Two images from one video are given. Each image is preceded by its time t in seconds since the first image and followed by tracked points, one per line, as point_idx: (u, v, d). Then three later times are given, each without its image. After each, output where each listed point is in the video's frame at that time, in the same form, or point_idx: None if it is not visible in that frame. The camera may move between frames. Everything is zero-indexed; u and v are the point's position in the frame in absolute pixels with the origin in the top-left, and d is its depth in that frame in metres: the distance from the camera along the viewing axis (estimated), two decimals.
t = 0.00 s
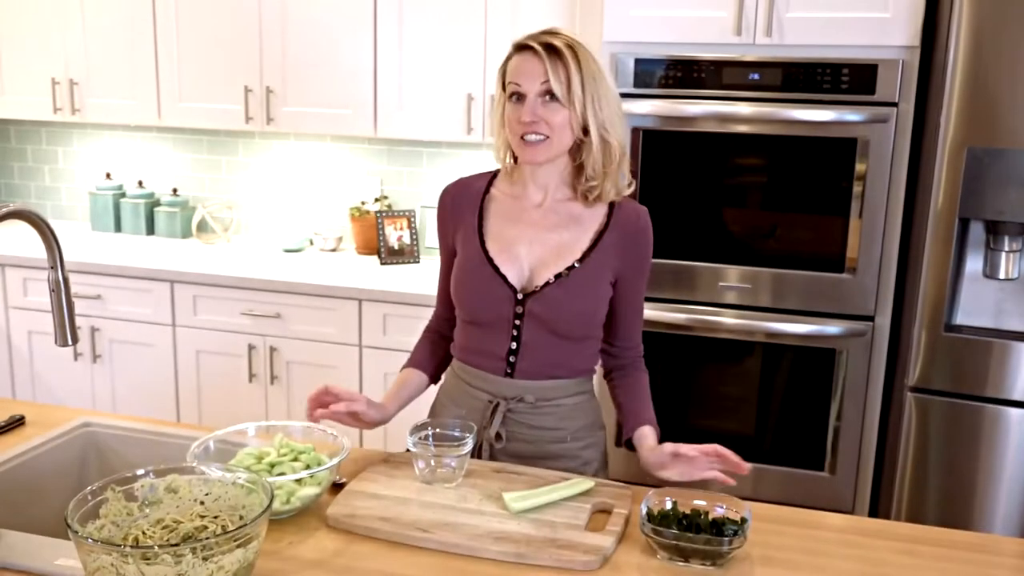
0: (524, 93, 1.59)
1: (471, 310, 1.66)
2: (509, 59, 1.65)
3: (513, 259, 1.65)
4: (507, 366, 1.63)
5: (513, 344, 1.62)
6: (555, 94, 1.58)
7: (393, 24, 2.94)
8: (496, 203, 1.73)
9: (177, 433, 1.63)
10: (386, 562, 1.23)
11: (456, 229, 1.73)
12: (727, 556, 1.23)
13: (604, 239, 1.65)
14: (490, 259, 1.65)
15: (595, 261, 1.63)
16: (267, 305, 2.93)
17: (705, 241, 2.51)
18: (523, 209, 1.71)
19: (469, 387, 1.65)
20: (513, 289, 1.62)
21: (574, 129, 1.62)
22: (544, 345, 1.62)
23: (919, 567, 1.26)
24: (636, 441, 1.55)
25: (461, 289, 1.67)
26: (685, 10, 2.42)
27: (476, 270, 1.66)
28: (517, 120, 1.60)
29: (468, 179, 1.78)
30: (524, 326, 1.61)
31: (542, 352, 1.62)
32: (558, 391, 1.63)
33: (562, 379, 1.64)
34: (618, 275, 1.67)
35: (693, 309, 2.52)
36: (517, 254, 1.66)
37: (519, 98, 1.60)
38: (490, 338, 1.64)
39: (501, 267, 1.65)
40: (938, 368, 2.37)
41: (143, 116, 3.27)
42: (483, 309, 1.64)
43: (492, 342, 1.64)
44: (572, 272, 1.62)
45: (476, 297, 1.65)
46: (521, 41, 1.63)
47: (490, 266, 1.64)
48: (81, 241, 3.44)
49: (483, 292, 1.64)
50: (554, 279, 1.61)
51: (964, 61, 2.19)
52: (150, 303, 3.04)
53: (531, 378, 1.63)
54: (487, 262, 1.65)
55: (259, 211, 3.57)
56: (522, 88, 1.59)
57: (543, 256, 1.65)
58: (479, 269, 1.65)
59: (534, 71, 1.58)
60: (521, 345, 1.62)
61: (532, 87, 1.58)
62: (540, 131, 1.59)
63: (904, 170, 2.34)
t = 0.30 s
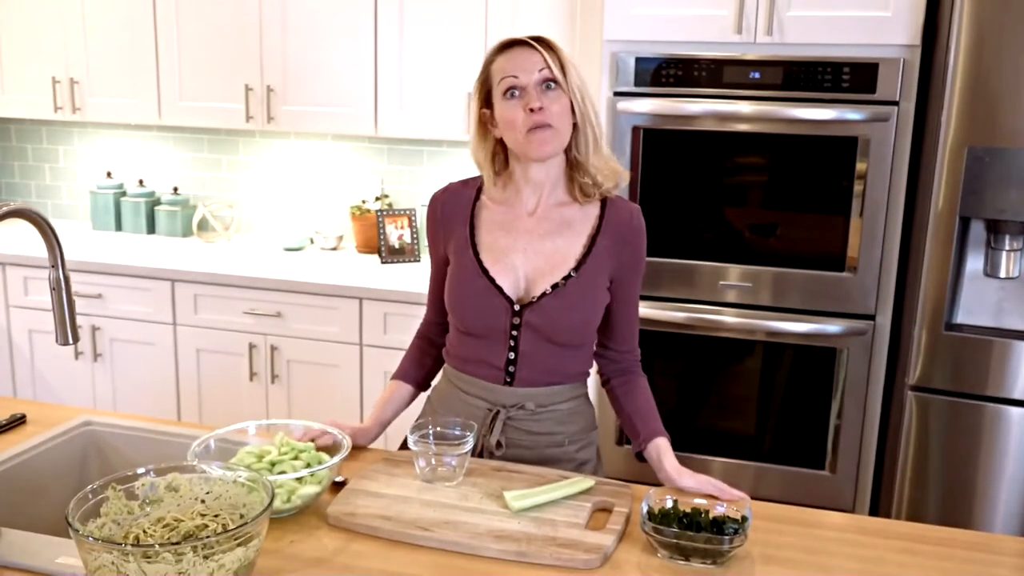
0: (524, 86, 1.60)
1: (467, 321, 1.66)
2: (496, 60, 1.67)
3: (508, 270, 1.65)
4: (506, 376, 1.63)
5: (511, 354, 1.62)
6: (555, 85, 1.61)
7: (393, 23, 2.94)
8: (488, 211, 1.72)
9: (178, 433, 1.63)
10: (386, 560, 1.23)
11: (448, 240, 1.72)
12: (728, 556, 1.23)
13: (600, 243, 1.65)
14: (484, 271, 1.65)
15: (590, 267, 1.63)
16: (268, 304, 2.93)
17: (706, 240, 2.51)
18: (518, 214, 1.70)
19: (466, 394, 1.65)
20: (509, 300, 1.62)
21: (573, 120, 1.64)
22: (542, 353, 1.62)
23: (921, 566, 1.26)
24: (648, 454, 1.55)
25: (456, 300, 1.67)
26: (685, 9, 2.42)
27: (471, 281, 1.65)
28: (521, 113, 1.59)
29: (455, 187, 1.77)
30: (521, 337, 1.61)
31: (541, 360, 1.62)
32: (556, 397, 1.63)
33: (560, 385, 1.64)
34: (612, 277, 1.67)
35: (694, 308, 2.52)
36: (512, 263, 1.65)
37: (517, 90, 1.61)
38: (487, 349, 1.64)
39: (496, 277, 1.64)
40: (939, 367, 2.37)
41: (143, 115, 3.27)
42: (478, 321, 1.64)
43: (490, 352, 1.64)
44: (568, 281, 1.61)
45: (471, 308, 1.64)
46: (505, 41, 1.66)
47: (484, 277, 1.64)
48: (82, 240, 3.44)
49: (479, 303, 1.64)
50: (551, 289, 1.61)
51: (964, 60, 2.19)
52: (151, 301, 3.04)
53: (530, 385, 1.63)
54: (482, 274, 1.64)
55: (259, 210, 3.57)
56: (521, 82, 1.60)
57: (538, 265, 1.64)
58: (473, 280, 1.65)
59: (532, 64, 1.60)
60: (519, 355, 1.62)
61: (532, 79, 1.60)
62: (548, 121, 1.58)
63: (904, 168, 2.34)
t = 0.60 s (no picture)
0: (518, 94, 1.60)
1: (472, 332, 1.65)
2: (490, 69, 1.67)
3: (514, 280, 1.64)
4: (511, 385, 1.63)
5: (518, 363, 1.62)
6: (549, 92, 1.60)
7: (395, 23, 2.94)
8: (490, 219, 1.71)
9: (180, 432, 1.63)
10: (389, 560, 1.24)
11: (449, 249, 1.71)
12: (730, 555, 1.23)
13: (604, 249, 1.65)
14: (490, 282, 1.64)
15: (596, 273, 1.63)
16: (270, 304, 2.93)
17: (708, 239, 2.51)
18: (520, 222, 1.70)
19: (471, 403, 1.65)
20: (517, 311, 1.61)
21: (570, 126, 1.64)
22: (548, 362, 1.63)
23: (923, 565, 1.26)
24: (648, 454, 1.56)
25: (460, 310, 1.66)
26: (687, 8, 2.42)
27: (476, 292, 1.64)
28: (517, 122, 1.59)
29: (455, 194, 1.76)
30: (528, 347, 1.61)
31: (546, 369, 1.63)
32: (559, 404, 1.64)
33: (564, 391, 1.65)
34: (615, 280, 1.68)
35: (696, 307, 2.52)
36: (517, 273, 1.65)
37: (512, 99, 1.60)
38: (492, 358, 1.64)
39: (503, 289, 1.64)
40: (941, 365, 2.37)
41: (145, 115, 3.27)
42: (485, 332, 1.63)
43: (496, 362, 1.64)
44: (576, 291, 1.61)
45: (477, 319, 1.64)
46: (499, 49, 1.66)
47: (491, 288, 1.63)
48: (84, 240, 3.45)
49: (485, 315, 1.63)
50: (559, 300, 1.61)
51: (966, 60, 2.19)
52: (153, 301, 3.05)
53: (535, 393, 1.63)
54: (487, 285, 1.64)
55: (261, 210, 3.58)
56: (516, 91, 1.60)
57: (545, 275, 1.64)
58: (478, 291, 1.64)
59: (526, 72, 1.60)
60: (526, 364, 1.62)
61: (526, 87, 1.60)
62: (544, 128, 1.58)
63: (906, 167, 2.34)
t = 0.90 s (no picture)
0: (516, 97, 1.60)
1: (468, 329, 1.65)
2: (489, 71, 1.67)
3: (509, 276, 1.65)
4: (505, 382, 1.63)
5: (512, 359, 1.62)
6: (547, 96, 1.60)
7: (395, 23, 2.94)
8: (486, 217, 1.72)
9: (181, 432, 1.63)
10: (390, 560, 1.24)
11: (446, 248, 1.72)
12: (730, 554, 1.23)
13: (600, 246, 1.65)
14: (485, 279, 1.65)
15: (591, 270, 1.63)
16: (270, 304, 2.94)
17: (708, 239, 2.51)
18: (516, 220, 1.70)
19: (467, 402, 1.65)
20: (510, 306, 1.62)
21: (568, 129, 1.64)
22: (543, 359, 1.62)
23: (923, 565, 1.26)
24: (648, 454, 1.56)
25: (456, 308, 1.67)
26: (687, 8, 2.42)
27: (471, 288, 1.65)
28: (514, 125, 1.59)
29: (454, 195, 1.77)
30: (522, 343, 1.61)
31: (542, 366, 1.63)
32: (554, 407, 1.64)
33: (560, 393, 1.65)
34: (613, 278, 1.67)
35: (696, 307, 2.52)
36: (513, 270, 1.65)
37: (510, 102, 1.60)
38: (488, 355, 1.64)
39: (497, 285, 1.64)
40: (941, 365, 2.37)
41: (146, 115, 3.28)
42: (480, 328, 1.64)
43: (490, 358, 1.64)
44: (570, 287, 1.61)
45: (472, 316, 1.64)
46: (499, 50, 1.65)
47: (486, 284, 1.64)
48: (85, 240, 3.45)
49: (480, 311, 1.63)
50: (552, 295, 1.61)
51: (965, 59, 2.20)
52: (153, 301, 3.05)
53: (530, 391, 1.63)
54: (482, 282, 1.64)
55: (262, 209, 3.58)
56: (514, 94, 1.60)
57: (539, 271, 1.64)
58: (473, 287, 1.65)
59: (524, 76, 1.60)
60: (520, 360, 1.62)
61: (524, 91, 1.60)
62: (540, 132, 1.58)
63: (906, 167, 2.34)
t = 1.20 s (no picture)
0: (514, 99, 1.60)
1: (466, 329, 1.66)
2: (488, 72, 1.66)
3: (507, 276, 1.65)
4: (505, 382, 1.64)
5: (511, 358, 1.62)
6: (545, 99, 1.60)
7: (395, 23, 2.95)
8: (484, 217, 1.72)
9: (183, 432, 1.63)
10: (390, 560, 1.24)
11: (444, 249, 1.72)
12: (730, 554, 1.23)
13: (597, 244, 1.65)
14: (482, 278, 1.65)
15: (588, 268, 1.63)
16: (271, 304, 2.94)
17: (708, 240, 2.51)
18: (514, 220, 1.70)
19: (467, 402, 1.65)
20: (508, 305, 1.62)
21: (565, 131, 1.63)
22: (542, 358, 1.63)
23: (922, 565, 1.26)
24: (648, 454, 1.56)
25: (454, 307, 1.67)
26: (686, 9, 2.42)
27: (469, 288, 1.65)
28: (511, 127, 1.59)
29: (451, 196, 1.77)
30: (521, 343, 1.61)
31: (541, 365, 1.63)
32: (554, 406, 1.64)
33: (559, 393, 1.65)
34: (611, 277, 1.67)
35: (696, 308, 2.52)
36: (510, 270, 1.66)
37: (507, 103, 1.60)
38: (487, 355, 1.65)
39: (495, 284, 1.64)
40: (940, 366, 2.37)
41: (145, 115, 3.28)
42: (478, 328, 1.64)
43: (489, 358, 1.64)
44: (568, 285, 1.62)
45: (470, 316, 1.65)
46: (499, 51, 1.65)
47: (483, 283, 1.64)
48: (84, 241, 3.45)
49: (478, 311, 1.64)
50: (549, 294, 1.61)
51: (965, 59, 2.20)
52: (153, 302, 3.05)
53: (529, 391, 1.64)
54: (480, 281, 1.65)
55: (262, 210, 3.58)
56: (512, 95, 1.60)
57: (536, 270, 1.65)
58: (471, 287, 1.65)
59: (522, 78, 1.60)
60: (519, 360, 1.62)
61: (522, 93, 1.60)
62: (536, 135, 1.58)
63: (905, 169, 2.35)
